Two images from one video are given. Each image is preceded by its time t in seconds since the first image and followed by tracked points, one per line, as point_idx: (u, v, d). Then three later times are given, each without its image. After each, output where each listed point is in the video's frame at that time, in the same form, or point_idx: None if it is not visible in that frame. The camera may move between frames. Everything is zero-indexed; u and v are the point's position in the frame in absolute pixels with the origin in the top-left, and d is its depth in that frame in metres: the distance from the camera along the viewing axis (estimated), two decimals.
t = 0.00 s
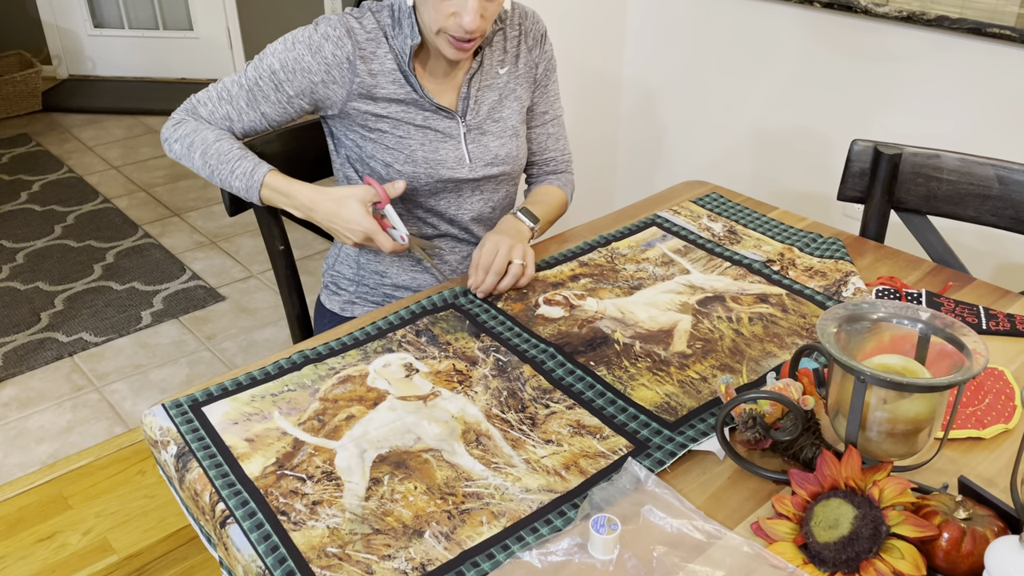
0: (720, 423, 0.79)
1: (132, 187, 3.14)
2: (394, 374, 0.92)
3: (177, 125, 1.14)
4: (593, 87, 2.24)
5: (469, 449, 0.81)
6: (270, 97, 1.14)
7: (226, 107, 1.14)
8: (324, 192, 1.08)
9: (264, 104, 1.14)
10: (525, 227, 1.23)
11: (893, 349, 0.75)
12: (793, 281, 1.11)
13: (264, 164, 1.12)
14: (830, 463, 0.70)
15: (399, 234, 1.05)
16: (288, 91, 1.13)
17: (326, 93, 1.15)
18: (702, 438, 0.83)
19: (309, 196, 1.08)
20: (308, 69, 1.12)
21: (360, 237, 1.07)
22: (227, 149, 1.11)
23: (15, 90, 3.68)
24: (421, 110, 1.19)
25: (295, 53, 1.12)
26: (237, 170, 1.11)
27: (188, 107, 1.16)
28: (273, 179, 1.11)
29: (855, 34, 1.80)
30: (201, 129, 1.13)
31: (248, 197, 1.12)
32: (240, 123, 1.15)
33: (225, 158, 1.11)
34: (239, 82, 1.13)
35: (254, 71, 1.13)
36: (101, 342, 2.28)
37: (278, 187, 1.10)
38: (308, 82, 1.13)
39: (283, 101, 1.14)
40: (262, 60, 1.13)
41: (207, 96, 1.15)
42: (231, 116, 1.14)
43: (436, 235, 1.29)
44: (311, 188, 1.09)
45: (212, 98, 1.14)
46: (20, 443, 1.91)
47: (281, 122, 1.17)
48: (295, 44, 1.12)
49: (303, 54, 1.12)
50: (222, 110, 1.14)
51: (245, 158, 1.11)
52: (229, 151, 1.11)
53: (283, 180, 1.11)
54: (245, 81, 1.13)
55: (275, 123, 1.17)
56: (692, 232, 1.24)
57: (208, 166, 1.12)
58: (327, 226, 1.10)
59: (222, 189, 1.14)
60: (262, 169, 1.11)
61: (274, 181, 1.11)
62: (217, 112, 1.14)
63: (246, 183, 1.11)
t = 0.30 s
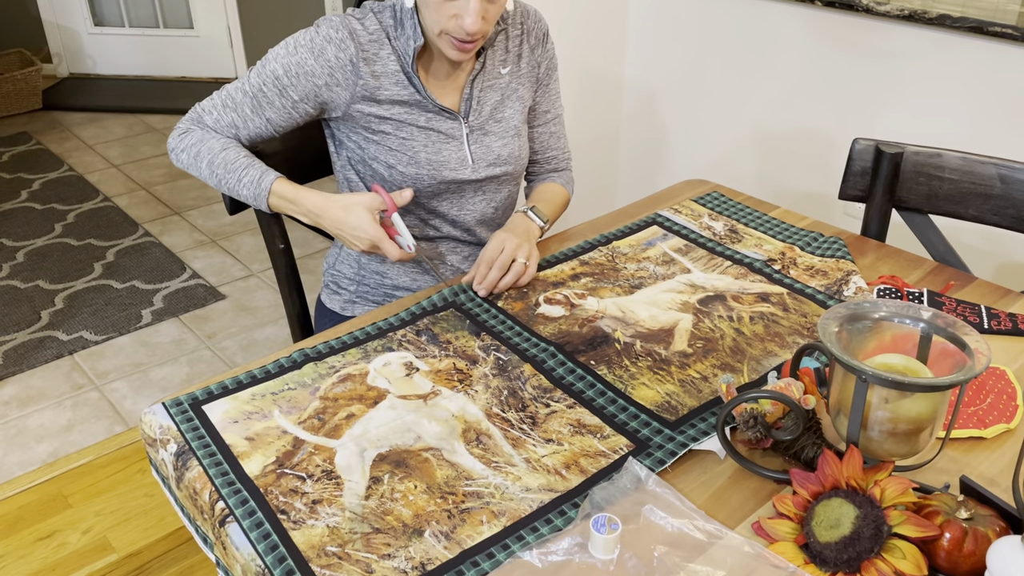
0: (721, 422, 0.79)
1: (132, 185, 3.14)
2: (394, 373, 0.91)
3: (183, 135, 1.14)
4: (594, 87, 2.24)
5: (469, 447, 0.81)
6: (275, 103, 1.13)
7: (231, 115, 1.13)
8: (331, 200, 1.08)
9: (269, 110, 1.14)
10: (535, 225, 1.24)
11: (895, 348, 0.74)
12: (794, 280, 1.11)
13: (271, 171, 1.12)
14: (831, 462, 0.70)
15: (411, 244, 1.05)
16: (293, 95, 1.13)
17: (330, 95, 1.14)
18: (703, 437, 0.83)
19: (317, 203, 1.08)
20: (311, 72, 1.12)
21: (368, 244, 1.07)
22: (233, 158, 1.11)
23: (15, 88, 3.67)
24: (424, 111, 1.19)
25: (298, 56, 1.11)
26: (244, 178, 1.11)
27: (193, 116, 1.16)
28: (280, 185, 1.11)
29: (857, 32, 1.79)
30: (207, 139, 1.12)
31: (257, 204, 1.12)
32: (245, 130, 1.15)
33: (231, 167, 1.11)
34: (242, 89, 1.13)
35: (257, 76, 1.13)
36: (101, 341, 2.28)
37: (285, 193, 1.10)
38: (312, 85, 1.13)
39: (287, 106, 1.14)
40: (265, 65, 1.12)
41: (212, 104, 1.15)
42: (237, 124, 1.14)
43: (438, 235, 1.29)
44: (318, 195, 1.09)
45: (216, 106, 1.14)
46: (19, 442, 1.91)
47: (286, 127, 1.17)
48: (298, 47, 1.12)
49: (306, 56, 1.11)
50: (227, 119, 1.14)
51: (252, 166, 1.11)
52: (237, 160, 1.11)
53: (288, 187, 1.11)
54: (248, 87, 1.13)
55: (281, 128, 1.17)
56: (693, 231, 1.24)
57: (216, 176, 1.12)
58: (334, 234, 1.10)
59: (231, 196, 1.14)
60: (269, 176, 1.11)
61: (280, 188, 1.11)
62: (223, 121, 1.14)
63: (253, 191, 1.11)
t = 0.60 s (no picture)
0: (722, 425, 0.78)
1: (132, 185, 3.13)
2: (395, 374, 0.91)
3: (184, 132, 1.14)
4: (596, 88, 2.23)
5: (469, 449, 0.81)
6: (278, 103, 1.13)
7: (233, 113, 1.13)
8: (332, 200, 1.07)
9: (271, 109, 1.13)
10: (531, 227, 1.21)
11: (896, 349, 0.74)
12: (795, 280, 1.11)
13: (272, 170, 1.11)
14: (832, 464, 0.70)
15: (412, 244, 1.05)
16: (296, 96, 1.12)
17: (333, 96, 1.14)
18: (704, 439, 0.83)
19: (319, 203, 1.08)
20: (315, 72, 1.11)
21: (370, 245, 1.07)
22: (234, 157, 1.11)
23: (15, 87, 3.67)
24: (427, 113, 1.18)
25: (302, 56, 1.11)
26: (246, 178, 1.10)
27: (195, 114, 1.15)
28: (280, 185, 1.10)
29: (858, 31, 1.79)
30: (208, 137, 1.12)
31: (258, 203, 1.12)
32: (247, 129, 1.14)
33: (233, 166, 1.10)
34: (245, 88, 1.12)
35: (260, 75, 1.12)
36: (101, 340, 2.27)
37: (286, 193, 1.10)
38: (316, 86, 1.12)
39: (290, 106, 1.13)
40: (268, 64, 1.12)
41: (214, 102, 1.14)
42: (239, 122, 1.14)
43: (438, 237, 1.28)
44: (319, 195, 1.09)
45: (219, 105, 1.14)
46: (19, 442, 1.91)
47: (288, 126, 1.17)
48: (302, 47, 1.11)
49: (310, 57, 1.11)
50: (229, 117, 1.13)
51: (252, 165, 1.11)
52: (238, 159, 1.11)
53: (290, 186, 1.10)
54: (251, 87, 1.12)
55: (283, 128, 1.17)
56: (693, 231, 1.24)
57: (217, 174, 1.11)
58: (336, 234, 1.10)
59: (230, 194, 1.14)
60: (271, 176, 1.11)
61: (282, 187, 1.10)
62: (225, 119, 1.13)
63: (255, 190, 1.10)
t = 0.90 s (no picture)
0: (723, 428, 0.78)
1: (132, 184, 3.13)
2: (395, 375, 0.90)
3: (192, 141, 1.14)
4: (597, 89, 2.23)
5: (469, 451, 0.80)
6: (283, 108, 1.12)
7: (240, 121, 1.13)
8: (344, 202, 1.08)
9: (277, 114, 1.13)
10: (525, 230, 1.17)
11: (898, 351, 0.74)
12: (796, 281, 1.10)
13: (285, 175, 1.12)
14: (834, 467, 0.69)
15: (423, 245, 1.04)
16: (301, 100, 1.12)
17: (337, 99, 1.13)
18: (705, 441, 0.82)
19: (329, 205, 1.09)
20: (320, 75, 1.11)
21: (380, 248, 1.07)
22: (244, 164, 1.11)
23: (14, 87, 3.67)
24: (431, 114, 1.18)
25: (306, 59, 1.10)
26: (257, 184, 1.10)
27: (201, 121, 1.15)
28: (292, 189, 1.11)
29: (860, 31, 1.78)
30: (216, 145, 1.12)
31: (271, 209, 1.12)
32: (254, 135, 1.14)
33: (243, 173, 1.10)
34: (251, 94, 1.12)
35: (264, 80, 1.12)
36: (100, 340, 2.27)
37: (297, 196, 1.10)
38: (320, 89, 1.11)
39: (295, 110, 1.13)
40: (273, 68, 1.11)
41: (220, 109, 1.14)
42: (245, 129, 1.14)
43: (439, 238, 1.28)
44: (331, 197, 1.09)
45: (225, 111, 1.13)
46: (18, 442, 1.90)
47: (294, 131, 1.16)
48: (306, 50, 1.10)
49: (314, 60, 1.10)
50: (236, 124, 1.13)
51: (263, 172, 1.11)
52: (248, 166, 1.11)
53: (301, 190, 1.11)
54: (257, 92, 1.12)
55: (290, 133, 1.17)
56: (693, 232, 1.23)
57: (228, 182, 1.12)
58: (346, 236, 1.10)
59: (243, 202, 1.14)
60: (283, 181, 1.11)
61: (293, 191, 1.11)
62: (232, 127, 1.13)
63: (268, 197, 1.11)
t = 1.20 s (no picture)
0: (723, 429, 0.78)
1: (131, 184, 3.12)
2: (397, 375, 0.90)
3: (185, 132, 1.13)
4: (596, 89, 2.23)
5: (470, 452, 0.80)
6: (280, 104, 1.12)
7: (235, 114, 1.12)
8: (336, 194, 1.07)
9: (273, 109, 1.12)
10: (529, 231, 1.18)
11: (900, 352, 0.73)
12: (797, 282, 1.10)
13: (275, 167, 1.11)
14: (836, 469, 0.69)
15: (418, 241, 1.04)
16: (298, 97, 1.11)
17: (337, 98, 1.13)
18: (707, 443, 0.82)
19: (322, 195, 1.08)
20: (319, 73, 1.10)
21: (372, 243, 1.06)
22: (236, 155, 1.10)
23: (14, 86, 3.66)
24: (432, 114, 1.17)
25: (305, 57, 1.09)
26: (248, 175, 1.09)
27: (196, 114, 1.14)
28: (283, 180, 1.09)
29: (861, 30, 1.78)
30: (209, 137, 1.11)
31: (261, 201, 1.11)
32: (249, 129, 1.13)
33: (235, 163, 1.09)
34: (247, 89, 1.11)
35: (262, 75, 1.11)
36: (99, 340, 2.27)
37: (289, 187, 1.09)
38: (319, 87, 1.11)
39: (292, 107, 1.12)
40: (271, 64, 1.10)
41: (216, 102, 1.13)
42: (240, 122, 1.13)
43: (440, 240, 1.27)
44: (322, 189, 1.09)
45: (220, 104, 1.13)
46: (17, 442, 1.90)
47: (291, 127, 1.16)
48: (305, 48, 1.10)
49: (314, 58, 1.09)
50: (231, 117, 1.12)
51: (255, 163, 1.10)
52: (241, 157, 1.10)
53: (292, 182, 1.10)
54: (254, 87, 1.11)
55: (285, 129, 1.16)
56: (694, 232, 1.23)
57: (220, 172, 1.10)
58: (338, 232, 1.09)
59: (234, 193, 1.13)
60: (274, 172, 1.10)
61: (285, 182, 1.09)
62: (227, 120, 1.12)
63: (258, 187, 1.10)
